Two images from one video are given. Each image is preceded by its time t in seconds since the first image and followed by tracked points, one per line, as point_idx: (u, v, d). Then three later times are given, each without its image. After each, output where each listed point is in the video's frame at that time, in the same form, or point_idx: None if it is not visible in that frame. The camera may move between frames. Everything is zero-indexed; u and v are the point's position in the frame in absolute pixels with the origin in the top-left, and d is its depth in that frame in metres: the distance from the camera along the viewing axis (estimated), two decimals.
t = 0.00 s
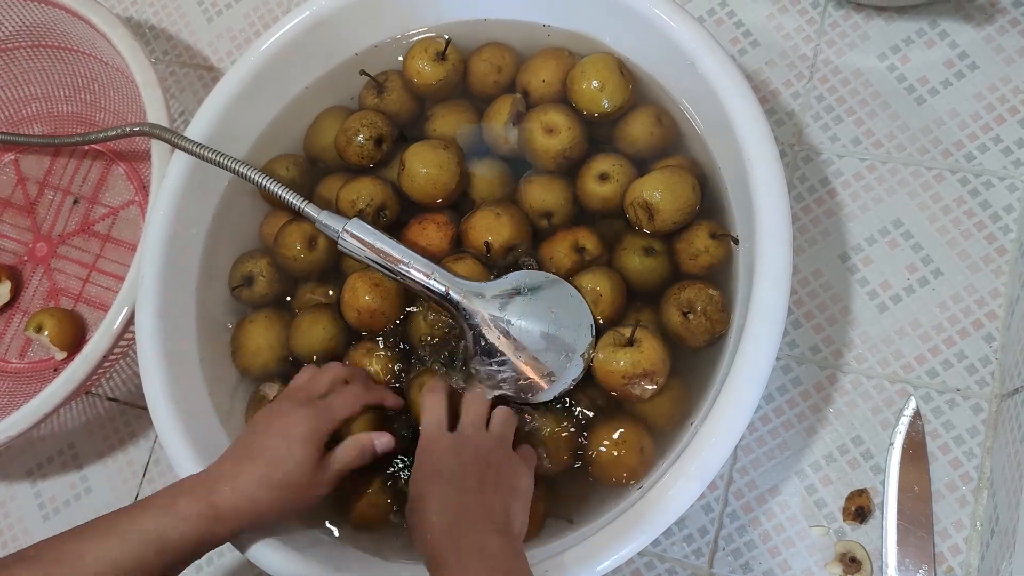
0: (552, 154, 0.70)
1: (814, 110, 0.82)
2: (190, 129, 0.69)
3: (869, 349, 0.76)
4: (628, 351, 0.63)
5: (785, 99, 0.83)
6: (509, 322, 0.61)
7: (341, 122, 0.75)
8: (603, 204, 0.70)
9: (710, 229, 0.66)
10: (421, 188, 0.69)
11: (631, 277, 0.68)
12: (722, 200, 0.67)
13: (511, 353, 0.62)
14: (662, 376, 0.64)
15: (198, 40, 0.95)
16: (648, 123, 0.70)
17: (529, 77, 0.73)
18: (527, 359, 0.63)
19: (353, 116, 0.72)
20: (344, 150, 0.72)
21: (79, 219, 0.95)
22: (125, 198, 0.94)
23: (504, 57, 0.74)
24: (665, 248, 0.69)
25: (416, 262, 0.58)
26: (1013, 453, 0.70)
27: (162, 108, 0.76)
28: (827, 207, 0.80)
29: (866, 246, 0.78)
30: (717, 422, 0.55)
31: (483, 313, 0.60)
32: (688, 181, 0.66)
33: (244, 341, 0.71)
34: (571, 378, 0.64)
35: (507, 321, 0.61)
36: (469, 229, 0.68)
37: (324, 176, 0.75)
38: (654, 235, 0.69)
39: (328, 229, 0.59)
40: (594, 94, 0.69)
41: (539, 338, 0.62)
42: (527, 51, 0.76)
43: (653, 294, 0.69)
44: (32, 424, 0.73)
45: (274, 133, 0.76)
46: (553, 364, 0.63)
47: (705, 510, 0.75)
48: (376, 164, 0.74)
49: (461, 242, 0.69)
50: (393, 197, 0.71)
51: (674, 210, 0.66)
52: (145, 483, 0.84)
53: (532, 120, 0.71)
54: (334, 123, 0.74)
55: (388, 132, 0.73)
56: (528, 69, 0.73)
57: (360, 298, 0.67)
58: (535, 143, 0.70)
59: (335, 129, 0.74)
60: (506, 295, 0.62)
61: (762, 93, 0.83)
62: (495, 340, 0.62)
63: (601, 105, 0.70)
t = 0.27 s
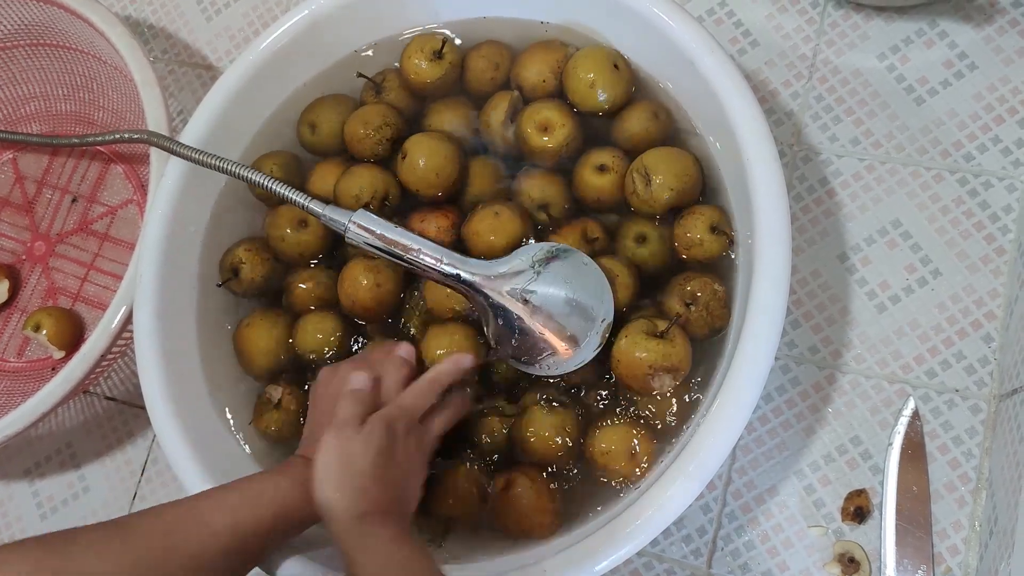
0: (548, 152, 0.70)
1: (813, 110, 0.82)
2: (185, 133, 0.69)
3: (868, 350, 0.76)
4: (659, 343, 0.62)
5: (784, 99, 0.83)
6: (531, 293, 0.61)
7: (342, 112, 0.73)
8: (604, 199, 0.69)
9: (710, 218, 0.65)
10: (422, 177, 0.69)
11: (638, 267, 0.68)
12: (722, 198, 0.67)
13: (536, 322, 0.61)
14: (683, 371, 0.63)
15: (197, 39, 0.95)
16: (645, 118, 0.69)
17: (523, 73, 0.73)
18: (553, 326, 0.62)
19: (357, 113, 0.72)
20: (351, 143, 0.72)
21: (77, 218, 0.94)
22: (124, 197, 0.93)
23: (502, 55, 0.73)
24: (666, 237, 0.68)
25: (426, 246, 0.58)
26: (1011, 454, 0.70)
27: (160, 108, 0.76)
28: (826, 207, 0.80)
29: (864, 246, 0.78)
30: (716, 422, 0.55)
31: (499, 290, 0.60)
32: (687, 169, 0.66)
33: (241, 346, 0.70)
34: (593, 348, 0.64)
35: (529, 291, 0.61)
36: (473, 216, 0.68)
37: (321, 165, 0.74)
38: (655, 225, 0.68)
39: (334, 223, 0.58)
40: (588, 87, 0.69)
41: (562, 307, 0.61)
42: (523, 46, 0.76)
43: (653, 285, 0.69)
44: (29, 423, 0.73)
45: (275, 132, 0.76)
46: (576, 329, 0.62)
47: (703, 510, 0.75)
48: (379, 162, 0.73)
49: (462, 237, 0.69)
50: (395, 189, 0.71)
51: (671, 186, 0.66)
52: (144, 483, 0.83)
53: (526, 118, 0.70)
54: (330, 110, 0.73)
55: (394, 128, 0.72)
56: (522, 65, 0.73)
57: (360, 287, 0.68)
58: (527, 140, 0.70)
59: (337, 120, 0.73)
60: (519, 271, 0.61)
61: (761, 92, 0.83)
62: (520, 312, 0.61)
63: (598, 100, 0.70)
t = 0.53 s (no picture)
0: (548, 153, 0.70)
1: (812, 111, 0.82)
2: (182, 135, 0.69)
3: (866, 350, 0.76)
4: (661, 345, 0.62)
5: (783, 99, 0.83)
6: (519, 301, 0.61)
7: (343, 109, 0.73)
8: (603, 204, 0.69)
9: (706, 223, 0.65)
10: (425, 173, 0.69)
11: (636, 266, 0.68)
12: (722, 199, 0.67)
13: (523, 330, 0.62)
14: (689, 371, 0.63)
15: (196, 38, 0.94)
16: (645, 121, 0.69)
17: (521, 75, 0.72)
18: (540, 334, 0.62)
19: (364, 112, 0.72)
20: (357, 142, 0.72)
21: (76, 217, 0.94)
22: (122, 196, 0.93)
23: (500, 57, 0.73)
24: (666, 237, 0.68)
25: (418, 249, 0.58)
26: (1009, 455, 0.70)
27: (159, 107, 0.76)
28: (825, 207, 0.79)
29: (863, 247, 0.78)
30: (714, 423, 0.55)
31: (492, 293, 0.60)
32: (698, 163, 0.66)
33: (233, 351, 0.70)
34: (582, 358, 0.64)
35: (518, 298, 0.61)
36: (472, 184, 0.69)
37: (321, 158, 0.74)
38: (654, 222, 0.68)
39: (328, 225, 0.58)
40: (589, 88, 0.69)
41: (548, 315, 0.62)
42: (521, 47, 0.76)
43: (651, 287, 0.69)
44: (27, 423, 0.73)
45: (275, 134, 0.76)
46: (564, 338, 0.63)
47: (702, 511, 0.74)
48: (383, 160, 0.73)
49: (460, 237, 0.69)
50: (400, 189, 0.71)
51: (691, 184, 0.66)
52: (141, 483, 0.83)
53: (524, 120, 0.70)
54: (332, 104, 0.73)
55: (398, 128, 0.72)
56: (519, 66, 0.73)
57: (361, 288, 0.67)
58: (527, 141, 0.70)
59: (339, 118, 0.73)
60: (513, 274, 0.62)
61: (760, 93, 0.83)
62: (509, 317, 0.61)
63: (599, 101, 0.70)
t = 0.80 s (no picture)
0: (550, 154, 0.70)
1: (812, 111, 0.82)
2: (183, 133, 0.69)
3: (866, 351, 0.76)
4: (661, 348, 0.61)
5: (783, 99, 0.83)
6: (517, 299, 0.61)
7: (343, 113, 0.73)
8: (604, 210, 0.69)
9: (706, 226, 0.65)
10: (424, 177, 0.69)
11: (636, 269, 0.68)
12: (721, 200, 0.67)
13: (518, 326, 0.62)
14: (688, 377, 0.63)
15: (196, 37, 0.94)
16: (646, 123, 0.69)
17: (523, 77, 0.72)
18: (539, 331, 0.62)
19: (363, 114, 0.72)
20: (356, 143, 0.72)
21: (75, 216, 0.94)
22: (122, 196, 0.93)
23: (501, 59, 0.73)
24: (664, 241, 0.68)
25: (415, 249, 0.58)
26: (1009, 455, 0.70)
27: (159, 106, 0.76)
28: (825, 208, 0.80)
29: (863, 248, 0.78)
30: (714, 423, 0.55)
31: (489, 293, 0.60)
32: (700, 161, 0.66)
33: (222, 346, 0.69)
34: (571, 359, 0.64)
35: (517, 296, 0.61)
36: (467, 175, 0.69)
37: (321, 162, 0.74)
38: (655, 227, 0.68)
39: (326, 225, 0.58)
40: (589, 93, 0.69)
41: (547, 312, 0.62)
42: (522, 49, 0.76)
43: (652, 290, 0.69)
44: (27, 422, 0.73)
45: (274, 134, 0.76)
46: (560, 335, 0.63)
47: (701, 511, 0.74)
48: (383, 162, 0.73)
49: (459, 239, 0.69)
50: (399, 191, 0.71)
51: (695, 189, 0.66)
52: (141, 482, 0.83)
53: (525, 120, 0.70)
54: (332, 107, 0.73)
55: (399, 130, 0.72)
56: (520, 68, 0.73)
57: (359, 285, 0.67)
58: (529, 142, 0.70)
59: (340, 121, 0.73)
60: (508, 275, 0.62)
61: (760, 93, 0.83)
62: (507, 314, 0.61)
63: (599, 104, 0.70)
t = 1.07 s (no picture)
0: (550, 152, 0.70)
1: (812, 111, 0.82)
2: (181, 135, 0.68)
3: (866, 351, 0.76)
4: (657, 344, 0.62)
5: (784, 99, 0.83)
6: (525, 280, 0.61)
7: (343, 111, 0.73)
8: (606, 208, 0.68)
9: (705, 221, 0.66)
10: (426, 175, 0.69)
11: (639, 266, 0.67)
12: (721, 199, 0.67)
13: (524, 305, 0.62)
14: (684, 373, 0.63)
15: (196, 37, 0.94)
16: (648, 120, 0.69)
17: (523, 75, 0.72)
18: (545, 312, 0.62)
19: (364, 113, 0.73)
20: (358, 142, 0.72)
21: (76, 215, 0.94)
22: (122, 195, 0.93)
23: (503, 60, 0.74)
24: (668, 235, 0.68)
25: (413, 243, 0.59)
26: (1009, 455, 0.70)
27: (159, 106, 0.76)
28: (825, 207, 0.80)
29: (863, 248, 0.78)
30: (714, 422, 0.55)
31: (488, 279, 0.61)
32: (700, 156, 0.67)
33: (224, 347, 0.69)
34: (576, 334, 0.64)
35: (523, 279, 0.61)
36: (467, 173, 0.69)
37: (321, 162, 0.74)
38: (656, 223, 0.68)
39: (322, 221, 0.60)
40: (591, 91, 0.69)
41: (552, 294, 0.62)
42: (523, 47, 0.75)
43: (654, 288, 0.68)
44: (27, 421, 0.73)
45: (273, 132, 0.75)
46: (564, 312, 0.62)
47: (701, 510, 0.75)
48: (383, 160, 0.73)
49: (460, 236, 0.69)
50: (400, 189, 0.71)
51: (695, 185, 0.66)
52: (141, 481, 0.83)
53: (525, 118, 0.70)
54: (335, 105, 0.73)
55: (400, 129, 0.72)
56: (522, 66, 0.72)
57: (361, 280, 0.67)
58: (529, 140, 0.70)
59: (341, 118, 0.73)
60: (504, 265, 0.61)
61: (761, 93, 0.83)
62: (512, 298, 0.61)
63: (601, 103, 0.70)
